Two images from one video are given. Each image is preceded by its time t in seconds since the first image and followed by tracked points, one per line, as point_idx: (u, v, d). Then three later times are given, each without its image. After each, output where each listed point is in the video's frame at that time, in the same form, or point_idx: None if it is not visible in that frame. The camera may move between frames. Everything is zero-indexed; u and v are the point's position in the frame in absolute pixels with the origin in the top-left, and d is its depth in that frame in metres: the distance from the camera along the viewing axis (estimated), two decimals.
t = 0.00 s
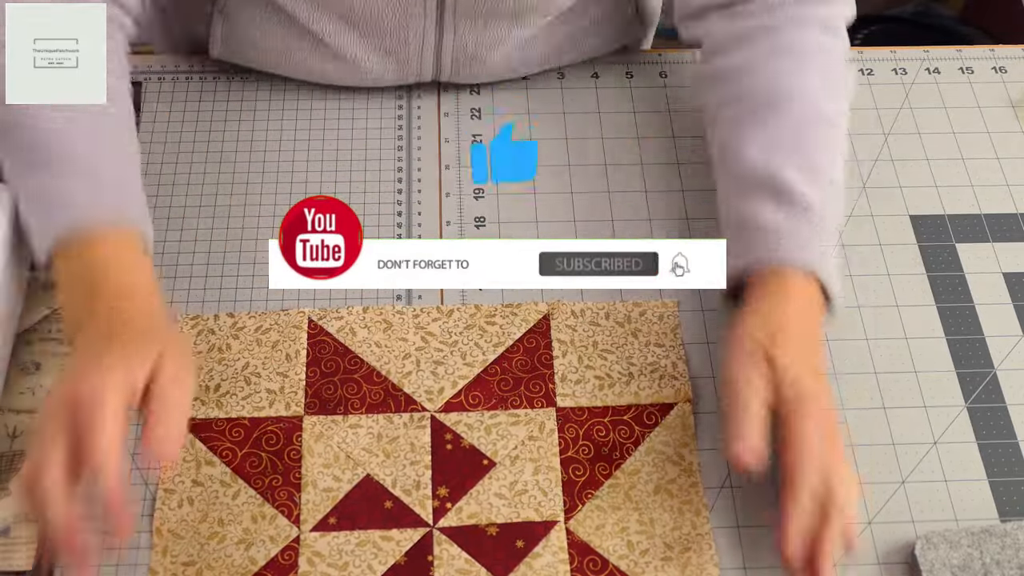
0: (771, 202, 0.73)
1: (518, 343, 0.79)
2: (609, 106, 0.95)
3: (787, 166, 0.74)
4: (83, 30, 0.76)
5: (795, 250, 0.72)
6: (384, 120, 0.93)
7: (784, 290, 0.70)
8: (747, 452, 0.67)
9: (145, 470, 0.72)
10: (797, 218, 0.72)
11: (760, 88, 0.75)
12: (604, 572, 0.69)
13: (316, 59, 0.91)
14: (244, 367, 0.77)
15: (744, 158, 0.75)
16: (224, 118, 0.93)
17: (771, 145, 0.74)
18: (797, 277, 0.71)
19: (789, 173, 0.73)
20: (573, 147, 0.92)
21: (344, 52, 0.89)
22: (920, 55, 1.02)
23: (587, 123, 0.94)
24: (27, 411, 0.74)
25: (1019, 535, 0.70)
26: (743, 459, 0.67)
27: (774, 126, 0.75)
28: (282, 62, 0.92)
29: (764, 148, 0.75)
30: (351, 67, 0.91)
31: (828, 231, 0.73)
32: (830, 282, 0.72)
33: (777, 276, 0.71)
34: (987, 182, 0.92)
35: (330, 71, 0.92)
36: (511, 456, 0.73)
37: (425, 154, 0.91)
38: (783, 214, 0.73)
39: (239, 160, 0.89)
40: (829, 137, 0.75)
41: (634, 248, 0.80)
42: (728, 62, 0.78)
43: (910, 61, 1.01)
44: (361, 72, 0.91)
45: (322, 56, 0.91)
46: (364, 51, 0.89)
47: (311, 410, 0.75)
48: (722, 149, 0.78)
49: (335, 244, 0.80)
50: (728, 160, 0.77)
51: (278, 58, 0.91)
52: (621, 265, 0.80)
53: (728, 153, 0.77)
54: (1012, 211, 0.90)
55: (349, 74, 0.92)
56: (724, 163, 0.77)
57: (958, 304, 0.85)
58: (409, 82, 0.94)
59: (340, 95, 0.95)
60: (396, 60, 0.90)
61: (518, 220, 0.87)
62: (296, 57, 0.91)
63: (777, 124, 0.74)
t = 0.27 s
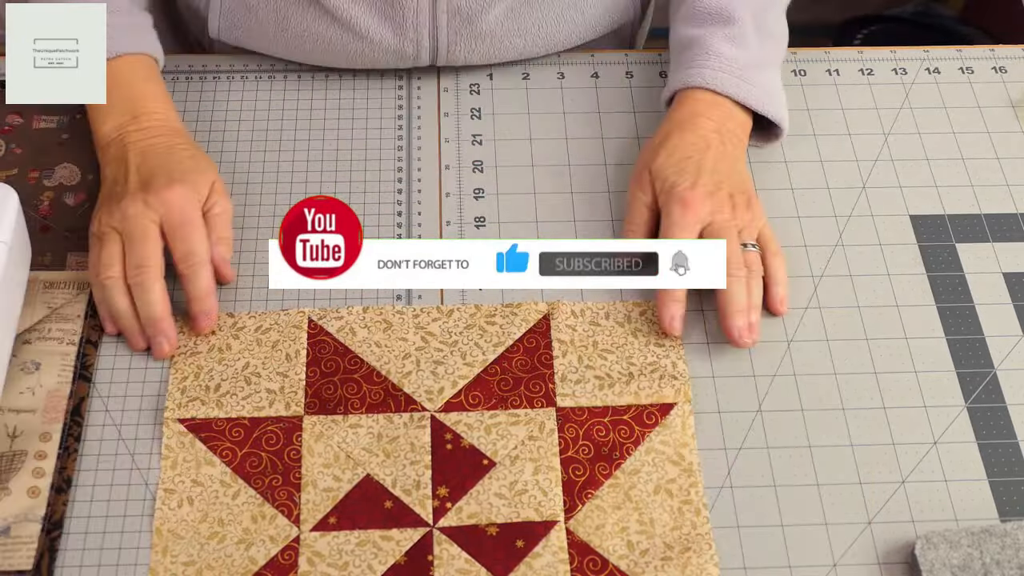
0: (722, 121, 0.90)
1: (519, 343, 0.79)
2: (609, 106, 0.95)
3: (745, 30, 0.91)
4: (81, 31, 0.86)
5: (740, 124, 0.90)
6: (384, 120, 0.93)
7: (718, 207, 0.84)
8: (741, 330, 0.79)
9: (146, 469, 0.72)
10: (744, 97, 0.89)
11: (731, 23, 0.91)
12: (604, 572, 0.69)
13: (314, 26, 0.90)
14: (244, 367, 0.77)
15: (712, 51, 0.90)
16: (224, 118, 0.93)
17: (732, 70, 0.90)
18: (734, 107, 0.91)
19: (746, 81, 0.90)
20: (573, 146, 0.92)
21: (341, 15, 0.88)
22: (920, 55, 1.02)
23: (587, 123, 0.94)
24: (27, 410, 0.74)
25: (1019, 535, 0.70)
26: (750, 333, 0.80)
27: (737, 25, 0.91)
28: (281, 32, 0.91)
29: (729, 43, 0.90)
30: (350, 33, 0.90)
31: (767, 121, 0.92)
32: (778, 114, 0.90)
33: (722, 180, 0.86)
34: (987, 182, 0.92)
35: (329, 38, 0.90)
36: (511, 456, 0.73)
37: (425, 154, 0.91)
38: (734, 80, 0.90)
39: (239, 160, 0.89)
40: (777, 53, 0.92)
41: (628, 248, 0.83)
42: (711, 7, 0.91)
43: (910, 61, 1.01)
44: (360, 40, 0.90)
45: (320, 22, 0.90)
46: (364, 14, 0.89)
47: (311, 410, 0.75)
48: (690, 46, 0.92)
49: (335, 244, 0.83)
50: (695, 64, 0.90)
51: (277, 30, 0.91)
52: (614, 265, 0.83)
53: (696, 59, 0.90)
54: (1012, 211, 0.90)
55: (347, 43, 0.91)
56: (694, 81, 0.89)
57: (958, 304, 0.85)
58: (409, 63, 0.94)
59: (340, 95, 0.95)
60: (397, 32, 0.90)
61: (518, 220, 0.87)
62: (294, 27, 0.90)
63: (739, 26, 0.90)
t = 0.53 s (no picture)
0: (717, 120, 0.90)
1: (519, 343, 0.79)
2: (609, 106, 0.95)
3: (727, 33, 0.91)
4: (82, 30, 0.85)
5: (736, 128, 0.91)
6: (384, 119, 0.93)
7: (718, 207, 0.84)
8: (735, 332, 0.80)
9: (146, 469, 0.72)
10: (732, 99, 0.90)
11: (712, 24, 0.91)
12: (603, 572, 0.69)
13: None
14: (243, 367, 0.77)
15: (696, 58, 0.91)
16: (224, 118, 0.93)
17: (717, 71, 0.90)
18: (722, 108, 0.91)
19: (733, 81, 0.90)
20: (573, 146, 0.92)
21: None
22: (920, 55, 1.02)
23: (587, 123, 0.94)
24: (27, 410, 0.74)
25: (1019, 535, 0.70)
26: (747, 334, 0.80)
27: (718, 30, 0.91)
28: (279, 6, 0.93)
29: (713, 48, 0.91)
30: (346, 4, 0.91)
31: (761, 120, 0.92)
32: (770, 112, 0.90)
33: (722, 178, 0.86)
34: (987, 182, 0.92)
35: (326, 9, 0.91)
36: (511, 456, 0.73)
37: (425, 154, 0.91)
38: (721, 83, 0.90)
39: (239, 160, 0.90)
40: (762, 51, 0.93)
41: (633, 248, 0.84)
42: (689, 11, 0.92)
43: (910, 61, 1.01)
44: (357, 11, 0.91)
45: None
46: None
47: (311, 410, 0.75)
48: (674, 54, 0.93)
49: (335, 244, 0.83)
50: (680, 72, 0.91)
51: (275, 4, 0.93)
52: (619, 265, 0.83)
53: (681, 67, 0.91)
54: (1012, 211, 0.90)
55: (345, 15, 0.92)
56: (680, 86, 0.90)
57: (958, 303, 0.85)
58: (407, 39, 0.95)
59: (340, 95, 0.95)
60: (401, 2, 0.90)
61: (518, 219, 0.87)
62: None
63: (720, 30, 0.91)
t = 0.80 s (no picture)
0: (714, 119, 0.90)
1: (518, 343, 0.79)
2: (609, 106, 0.95)
3: (717, 33, 0.91)
4: (82, 31, 0.85)
5: (733, 127, 0.91)
6: (384, 119, 0.93)
7: (717, 205, 0.84)
8: (732, 331, 0.80)
9: (146, 469, 0.72)
10: (725, 98, 0.90)
11: (701, 26, 0.91)
12: (604, 572, 0.69)
13: None
14: (243, 367, 0.77)
15: (687, 59, 0.91)
16: (224, 118, 0.93)
17: (709, 72, 0.90)
18: (716, 108, 0.91)
19: (726, 80, 0.90)
20: (573, 146, 0.92)
21: None
22: (920, 55, 1.02)
23: (587, 123, 0.94)
24: (27, 410, 0.74)
25: (1019, 535, 0.70)
26: (745, 332, 0.80)
27: (707, 30, 0.91)
28: None
29: (704, 49, 0.91)
30: None
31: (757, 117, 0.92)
32: (764, 109, 0.90)
33: (721, 176, 0.86)
34: (987, 182, 0.92)
35: None
36: (511, 456, 0.73)
37: (425, 154, 0.91)
38: (712, 82, 0.90)
39: (239, 160, 0.90)
40: (754, 48, 0.92)
41: (634, 248, 0.84)
42: (678, 12, 0.93)
43: (910, 61, 1.01)
44: None
45: None
46: None
47: (311, 410, 0.75)
48: (665, 57, 0.93)
49: (335, 244, 0.83)
50: (672, 75, 0.91)
51: None
52: (620, 264, 0.84)
53: (672, 70, 0.91)
54: (1012, 211, 0.90)
55: None
56: (672, 88, 0.90)
57: (958, 303, 0.85)
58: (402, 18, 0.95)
59: (340, 95, 0.95)
60: None
61: (518, 219, 0.87)
62: None
63: (709, 31, 0.91)
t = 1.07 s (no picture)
0: (713, 117, 0.90)
1: (518, 342, 0.79)
2: (609, 106, 0.95)
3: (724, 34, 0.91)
4: (83, 31, 0.85)
5: (734, 126, 0.91)
6: (384, 119, 0.93)
7: (716, 205, 0.84)
8: (732, 330, 0.80)
9: (146, 469, 0.72)
10: (728, 100, 0.90)
11: (710, 26, 0.91)
12: (604, 572, 0.69)
13: None
14: (243, 367, 0.77)
15: (694, 58, 0.91)
16: (224, 118, 0.93)
17: (713, 72, 0.90)
18: (718, 108, 0.91)
19: (728, 82, 0.90)
20: (573, 146, 0.92)
21: None
22: (920, 55, 1.02)
23: (587, 123, 0.94)
24: (27, 410, 0.74)
25: (1019, 535, 0.70)
26: (745, 331, 0.81)
27: (717, 30, 0.91)
28: None
29: (711, 49, 0.91)
30: None
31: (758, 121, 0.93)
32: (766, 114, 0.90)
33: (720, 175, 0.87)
34: (987, 182, 0.92)
35: None
36: (511, 456, 0.73)
37: (425, 154, 0.91)
38: (716, 82, 0.90)
39: (239, 160, 0.90)
40: (761, 52, 0.92)
41: (634, 247, 0.84)
42: (690, 11, 0.92)
43: (910, 61, 1.01)
44: None
45: None
46: None
47: (311, 410, 0.75)
48: (671, 54, 0.93)
49: (335, 244, 0.83)
50: (676, 72, 0.91)
51: None
52: (621, 264, 0.83)
53: (677, 67, 0.91)
54: (1012, 211, 0.90)
55: None
56: (675, 85, 0.90)
57: (958, 303, 0.85)
58: None
59: (340, 95, 0.95)
60: None
61: (518, 219, 0.87)
62: None
63: (717, 31, 0.91)
